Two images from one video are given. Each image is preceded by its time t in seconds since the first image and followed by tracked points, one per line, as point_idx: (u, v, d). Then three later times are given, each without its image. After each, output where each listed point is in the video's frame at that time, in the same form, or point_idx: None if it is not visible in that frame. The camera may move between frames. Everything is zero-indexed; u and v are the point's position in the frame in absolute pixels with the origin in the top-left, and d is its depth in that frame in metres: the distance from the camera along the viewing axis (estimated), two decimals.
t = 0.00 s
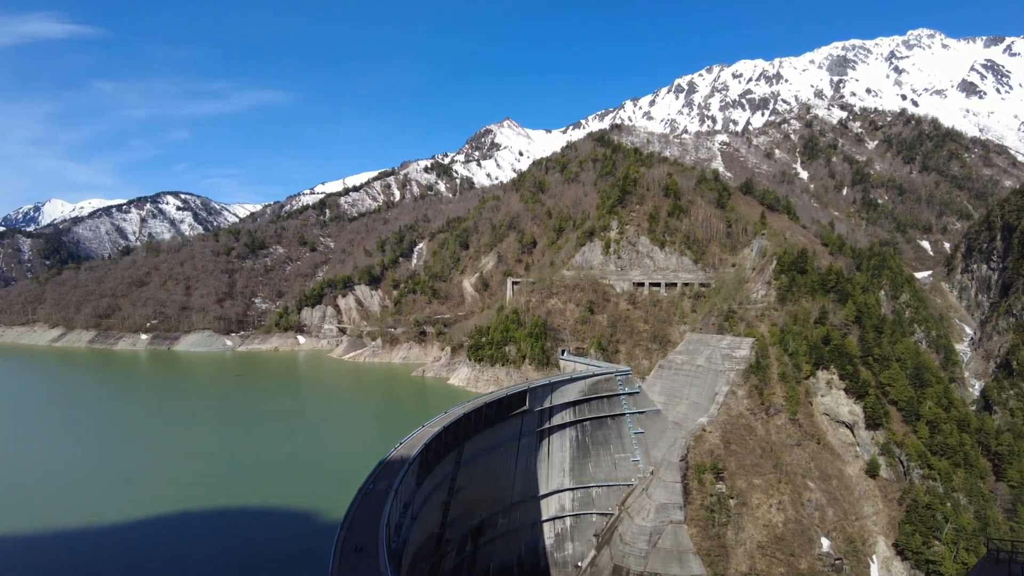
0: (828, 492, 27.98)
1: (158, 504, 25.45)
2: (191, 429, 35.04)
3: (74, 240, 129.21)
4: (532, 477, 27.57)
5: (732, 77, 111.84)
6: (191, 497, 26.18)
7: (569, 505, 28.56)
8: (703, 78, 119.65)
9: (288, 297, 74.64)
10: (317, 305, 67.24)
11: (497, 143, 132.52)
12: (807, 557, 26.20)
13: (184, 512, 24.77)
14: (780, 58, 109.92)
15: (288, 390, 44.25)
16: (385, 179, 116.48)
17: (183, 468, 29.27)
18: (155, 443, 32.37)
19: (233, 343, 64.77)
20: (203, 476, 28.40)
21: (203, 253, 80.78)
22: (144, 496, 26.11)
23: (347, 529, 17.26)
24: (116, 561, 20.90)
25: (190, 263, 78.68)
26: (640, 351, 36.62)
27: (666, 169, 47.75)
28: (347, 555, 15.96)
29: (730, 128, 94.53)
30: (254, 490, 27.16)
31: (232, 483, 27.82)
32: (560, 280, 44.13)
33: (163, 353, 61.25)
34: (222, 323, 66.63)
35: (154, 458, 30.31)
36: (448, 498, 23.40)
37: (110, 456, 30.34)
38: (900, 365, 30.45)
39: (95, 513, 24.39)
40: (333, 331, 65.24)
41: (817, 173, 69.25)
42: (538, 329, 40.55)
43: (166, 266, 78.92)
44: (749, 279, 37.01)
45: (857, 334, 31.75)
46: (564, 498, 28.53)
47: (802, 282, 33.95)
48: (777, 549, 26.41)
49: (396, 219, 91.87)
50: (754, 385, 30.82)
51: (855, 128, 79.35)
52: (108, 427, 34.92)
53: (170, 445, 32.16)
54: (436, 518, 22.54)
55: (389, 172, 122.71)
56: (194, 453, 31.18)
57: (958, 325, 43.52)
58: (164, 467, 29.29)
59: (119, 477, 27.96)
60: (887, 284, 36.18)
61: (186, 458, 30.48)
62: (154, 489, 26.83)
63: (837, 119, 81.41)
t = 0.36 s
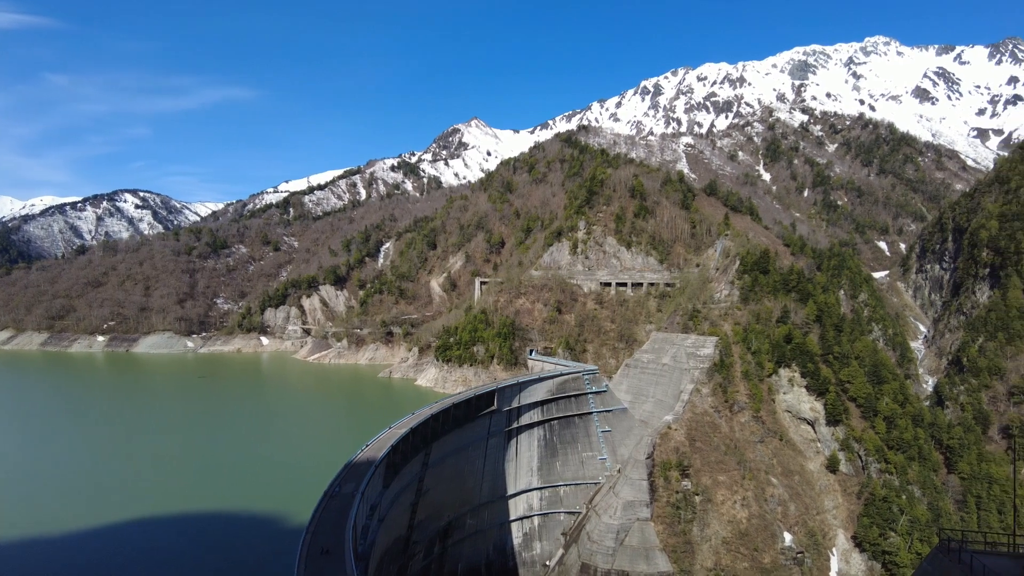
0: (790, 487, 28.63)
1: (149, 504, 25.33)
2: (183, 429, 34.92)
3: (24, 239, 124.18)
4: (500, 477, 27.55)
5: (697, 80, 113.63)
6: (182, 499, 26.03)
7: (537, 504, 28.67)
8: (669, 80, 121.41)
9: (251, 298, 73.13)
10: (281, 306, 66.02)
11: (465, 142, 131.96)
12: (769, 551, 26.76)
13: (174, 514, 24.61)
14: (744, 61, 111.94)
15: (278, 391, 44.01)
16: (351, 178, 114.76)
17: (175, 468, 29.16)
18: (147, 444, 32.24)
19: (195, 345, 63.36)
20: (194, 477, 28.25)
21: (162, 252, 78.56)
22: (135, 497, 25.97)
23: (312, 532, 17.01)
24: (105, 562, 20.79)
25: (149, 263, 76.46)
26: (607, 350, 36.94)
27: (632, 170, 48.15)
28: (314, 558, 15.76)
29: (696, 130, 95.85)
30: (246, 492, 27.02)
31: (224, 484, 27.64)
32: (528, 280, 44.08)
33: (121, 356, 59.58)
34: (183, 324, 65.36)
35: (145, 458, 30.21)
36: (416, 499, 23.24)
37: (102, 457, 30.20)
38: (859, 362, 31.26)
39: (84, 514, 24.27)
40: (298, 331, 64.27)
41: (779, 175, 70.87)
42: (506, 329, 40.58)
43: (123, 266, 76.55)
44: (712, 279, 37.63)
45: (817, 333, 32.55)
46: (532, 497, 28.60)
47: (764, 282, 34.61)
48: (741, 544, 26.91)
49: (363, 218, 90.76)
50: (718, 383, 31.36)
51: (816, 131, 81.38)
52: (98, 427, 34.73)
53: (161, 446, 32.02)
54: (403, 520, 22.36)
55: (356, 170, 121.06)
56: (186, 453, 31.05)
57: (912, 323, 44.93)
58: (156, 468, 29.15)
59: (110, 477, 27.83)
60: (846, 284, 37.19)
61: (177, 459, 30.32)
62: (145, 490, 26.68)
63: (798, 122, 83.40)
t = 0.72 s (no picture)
0: (764, 485, 29.08)
1: (147, 504, 25.27)
2: (180, 429, 34.78)
3: None
4: (477, 477, 27.49)
5: (673, 82, 114.75)
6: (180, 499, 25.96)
7: (514, 504, 28.66)
8: (645, 82, 122.44)
9: (224, 298, 71.94)
10: (255, 306, 65.12)
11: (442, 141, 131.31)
12: (744, 548, 27.18)
13: (173, 514, 24.55)
14: (719, 64, 113.34)
15: (272, 391, 43.83)
16: (326, 176, 113.34)
17: (167, 469, 28.92)
18: (144, 444, 32.09)
19: (166, 346, 62.29)
20: (192, 477, 28.17)
21: (132, 251, 76.88)
22: (132, 497, 25.90)
23: (287, 533, 16.82)
24: (104, 562, 20.75)
25: (118, 262, 74.78)
26: (584, 349, 37.13)
27: (608, 171, 48.36)
28: (289, 560, 15.56)
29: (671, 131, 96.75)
30: (238, 493, 26.88)
31: (221, 485, 27.55)
32: (505, 280, 43.95)
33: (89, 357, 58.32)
34: (153, 324, 64.25)
35: (143, 459, 30.09)
36: (392, 500, 23.09)
37: (99, 456, 30.06)
38: (831, 361, 31.83)
39: (76, 515, 24.06)
40: (271, 332, 63.51)
41: (753, 176, 71.91)
42: (484, 329, 40.54)
43: (90, 265, 74.74)
44: (687, 279, 38.02)
45: (790, 332, 33.07)
46: (509, 497, 28.58)
47: (738, 282, 35.09)
48: (717, 541, 27.28)
49: (338, 217, 89.78)
50: (693, 381, 31.71)
51: (789, 133, 82.70)
52: (94, 427, 34.54)
53: (158, 446, 31.88)
54: (380, 521, 22.21)
55: (331, 168, 119.65)
56: (178, 454, 30.78)
57: (881, 323, 45.85)
58: (153, 468, 29.05)
59: (108, 477, 27.73)
60: (818, 284, 37.83)
61: (175, 458, 30.26)
62: (144, 490, 26.61)
63: (772, 124, 84.67)
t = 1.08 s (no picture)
0: (749, 483, 29.30)
1: (149, 504, 25.21)
2: (183, 428, 34.70)
3: None
4: (464, 477, 27.42)
5: (659, 82, 115.29)
6: (182, 499, 25.88)
7: (501, 504, 28.59)
8: (632, 82, 122.93)
9: (208, 297, 71.24)
10: (239, 306, 64.58)
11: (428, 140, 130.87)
12: (729, 546, 27.43)
13: (173, 514, 24.45)
14: (704, 65, 113.97)
15: (272, 391, 43.62)
16: (311, 175, 112.48)
17: (158, 470, 28.61)
18: (146, 443, 32.02)
19: (149, 346, 61.70)
20: (192, 477, 28.05)
21: (114, 250, 75.92)
22: (133, 497, 25.82)
23: (272, 533, 16.73)
24: (91, 564, 20.55)
25: (99, 261, 73.82)
26: (571, 349, 37.22)
27: (594, 171, 48.45)
28: (273, 562, 15.44)
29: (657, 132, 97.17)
30: (229, 494, 26.62)
31: (221, 485, 27.42)
32: (491, 279, 43.83)
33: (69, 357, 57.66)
34: (136, 324, 63.61)
35: (145, 458, 30.01)
36: (378, 500, 22.98)
37: (101, 455, 30.01)
38: (814, 360, 32.21)
39: (65, 516, 23.81)
40: (256, 332, 63.03)
41: (738, 177, 72.50)
42: (471, 329, 40.48)
43: (71, 264, 73.73)
44: (673, 279, 38.18)
45: (774, 331, 33.36)
46: (496, 497, 28.55)
47: (723, 282, 35.30)
48: (702, 539, 27.52)
49: (323, 216, 89.14)
50: (679, 380, 31.85)
51: (773, 134, 83.39)
52: (94, 427, 34.45)
53: (160, 445, 31.80)
54: (366, 522, 22.13)
55: (317, 167, 118.77)
56: (170, 455, 30.52)
57: (864, 322, 46.32)
58: (154, 468, 28.96)
59: (107, 477, 27.63)
60: (802, 284, 38.19)
61: (176, 458, 30.18)
62: (145, 490, 26.53)
63: (757, 125, 85.34)
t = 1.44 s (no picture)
0: (739, 482, 29.45)
1: (150, 504, 25.21)
2: (184, 428, 34.70)
3: None
4: (455, 477, 27.39)
5: (650, 83, 115.57)
6: (182, 499, 25.87)
7: (492, 504, 28.61)
8: (623, 82, 123.16)
9: (198, 297, 70.79)
10: (229, 306, 64.23)
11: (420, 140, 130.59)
12: (720, 544, 27.56)
13: (171, 514, 24.40)
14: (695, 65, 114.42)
15: (272, 391, 43.56)
16: (302, 174, 111.90)
17: (155, 471, 28.53)
18: (147, 443, 32.01)
19: (138, 346, 61.33)
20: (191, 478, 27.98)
21: (102, 249, 75.31)
22: (132, 497, 25.79)
23: (264, 533, 16.68)
24: (86, 565, 20.50)
25: (87, 260, 73.21)
26: (563, 349, 37.27)
27: (586, 171, 48.49)
28: (264, 562, 15.40)
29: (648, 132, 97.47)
30: (226, 494, 26.55)
31: (222, 485, 27.39)
32: (483, 279, 43.71)
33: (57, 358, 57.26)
34: (125, 324, 63.20)
35: (145, 458, 29.99)
36: (369, 501, 22.93)
37: (99, 455, 29.98)
38: (804, 359, 32.39)
39: (61, 517, 23.75)
40: (246, 331, 62.72)
41: (729, 177, 72.89)
42: (462, 329, 40.47)
43: (59, 263, 73.09)
44: (664, 279, 38.29)
45: (764, 330, 33.52)
46: (488, 497, 28.53)
47: (714, 281, 35.39)
48: (693, 538, 27.66)
49: (313, 215, 88.72)
50: (670, 380, 31.93)
51: (764, 134, 83.77)
52: (92, 427, 34.39)
53: (161, 445, 31.78)
54: (357, 522, 22.09)
55: (308, 165, 118.14)
56: (168, 455, 30.45)
57: (854, 322, 46.64)
58: (152, 468, 28.90)
59: (105, 477, 27.59)
60: (792, 284, 38.38)
61: (177, 458, 30.16)
62: (145, 490, 26.53)
63: (747, 125, 85.73)
